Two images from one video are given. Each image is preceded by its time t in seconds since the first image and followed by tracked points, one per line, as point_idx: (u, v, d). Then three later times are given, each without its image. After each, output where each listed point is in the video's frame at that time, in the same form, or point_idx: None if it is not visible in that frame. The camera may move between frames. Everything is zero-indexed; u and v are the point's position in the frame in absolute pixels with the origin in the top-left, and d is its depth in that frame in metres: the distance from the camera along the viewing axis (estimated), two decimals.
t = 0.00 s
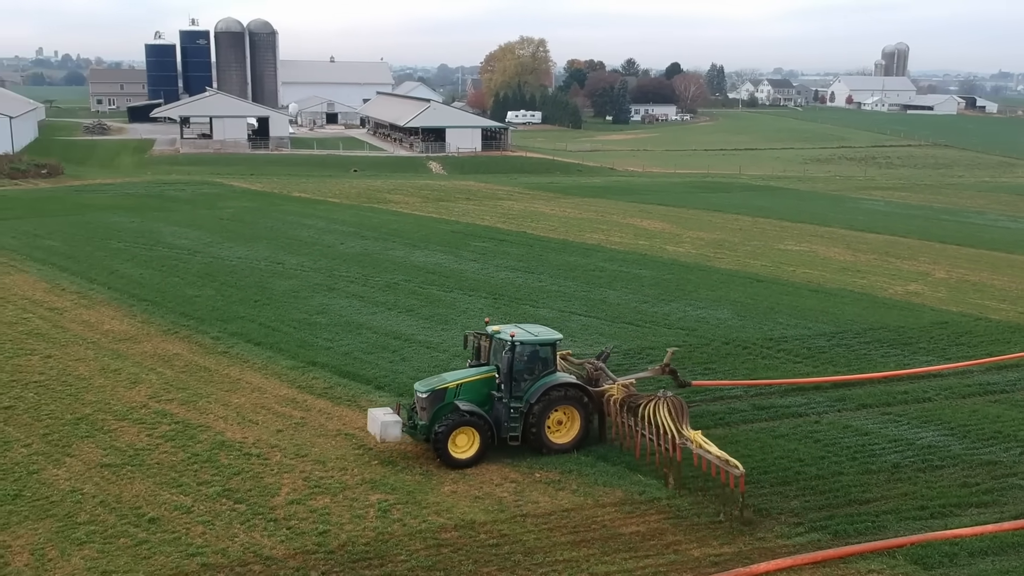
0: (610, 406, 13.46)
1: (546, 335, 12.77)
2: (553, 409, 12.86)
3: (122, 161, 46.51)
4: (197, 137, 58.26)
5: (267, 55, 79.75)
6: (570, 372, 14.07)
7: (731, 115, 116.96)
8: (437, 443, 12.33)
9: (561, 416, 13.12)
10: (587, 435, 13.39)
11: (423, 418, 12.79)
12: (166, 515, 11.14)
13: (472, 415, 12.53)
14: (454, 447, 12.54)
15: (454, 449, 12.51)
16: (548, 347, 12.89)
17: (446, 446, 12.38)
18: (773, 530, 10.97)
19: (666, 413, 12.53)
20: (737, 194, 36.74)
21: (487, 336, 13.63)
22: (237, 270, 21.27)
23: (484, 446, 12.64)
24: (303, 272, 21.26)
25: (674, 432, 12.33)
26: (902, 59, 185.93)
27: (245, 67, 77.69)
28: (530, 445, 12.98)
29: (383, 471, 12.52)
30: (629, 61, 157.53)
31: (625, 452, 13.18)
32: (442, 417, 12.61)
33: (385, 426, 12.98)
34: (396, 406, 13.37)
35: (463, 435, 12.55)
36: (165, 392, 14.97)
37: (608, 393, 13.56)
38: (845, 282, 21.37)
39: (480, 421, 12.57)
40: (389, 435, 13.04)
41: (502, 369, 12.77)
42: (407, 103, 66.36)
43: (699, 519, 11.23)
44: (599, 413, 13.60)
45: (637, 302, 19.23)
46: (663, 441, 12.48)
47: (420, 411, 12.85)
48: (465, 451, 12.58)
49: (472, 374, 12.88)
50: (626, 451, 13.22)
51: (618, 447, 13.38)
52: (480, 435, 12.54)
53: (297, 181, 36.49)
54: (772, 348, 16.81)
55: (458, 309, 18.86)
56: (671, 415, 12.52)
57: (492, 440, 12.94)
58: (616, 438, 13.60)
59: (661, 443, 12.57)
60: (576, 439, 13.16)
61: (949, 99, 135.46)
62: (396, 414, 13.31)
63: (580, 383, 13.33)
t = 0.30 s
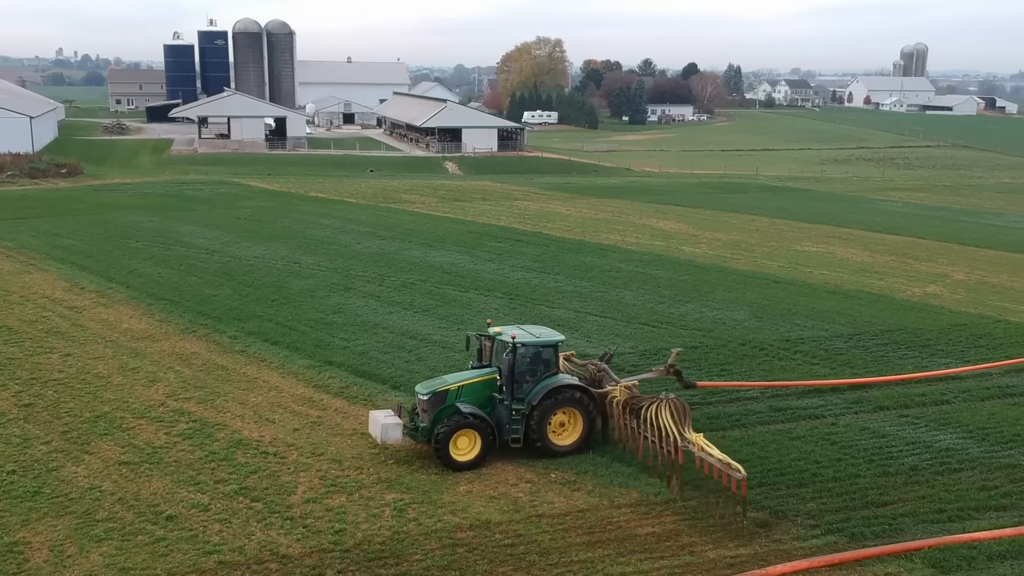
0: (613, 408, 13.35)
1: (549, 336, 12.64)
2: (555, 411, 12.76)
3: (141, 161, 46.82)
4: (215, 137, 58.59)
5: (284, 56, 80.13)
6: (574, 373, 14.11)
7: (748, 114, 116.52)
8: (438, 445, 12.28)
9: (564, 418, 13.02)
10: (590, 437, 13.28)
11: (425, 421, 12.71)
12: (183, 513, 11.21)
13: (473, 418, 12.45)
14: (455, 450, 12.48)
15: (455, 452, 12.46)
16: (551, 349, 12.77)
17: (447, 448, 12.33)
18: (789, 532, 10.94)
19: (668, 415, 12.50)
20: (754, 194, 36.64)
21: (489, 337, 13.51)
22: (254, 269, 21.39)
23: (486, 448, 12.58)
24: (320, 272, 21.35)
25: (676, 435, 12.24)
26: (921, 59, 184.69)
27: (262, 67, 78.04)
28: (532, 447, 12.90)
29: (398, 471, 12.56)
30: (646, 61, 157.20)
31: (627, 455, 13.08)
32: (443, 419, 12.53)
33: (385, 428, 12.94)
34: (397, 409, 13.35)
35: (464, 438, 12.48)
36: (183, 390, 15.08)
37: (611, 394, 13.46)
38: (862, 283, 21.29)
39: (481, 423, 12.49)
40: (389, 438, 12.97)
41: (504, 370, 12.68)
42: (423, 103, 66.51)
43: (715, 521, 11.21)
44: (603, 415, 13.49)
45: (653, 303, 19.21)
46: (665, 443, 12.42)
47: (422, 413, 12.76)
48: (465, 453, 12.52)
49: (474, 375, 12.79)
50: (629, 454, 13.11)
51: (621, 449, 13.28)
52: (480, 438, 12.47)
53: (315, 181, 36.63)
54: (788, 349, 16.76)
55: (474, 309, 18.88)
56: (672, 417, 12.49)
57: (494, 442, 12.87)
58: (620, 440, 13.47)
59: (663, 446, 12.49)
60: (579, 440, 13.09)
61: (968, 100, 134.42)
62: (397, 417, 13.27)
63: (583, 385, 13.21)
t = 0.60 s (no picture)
0: (616, 410, 13.32)
1: (552, 338, 12.68)
2: (558, 413, 12.75)
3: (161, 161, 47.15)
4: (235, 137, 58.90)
5: (303, 57, 80.49)
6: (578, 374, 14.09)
7: (767, 115, 116.00)
8: (440, 447, 12.28)
9: (567, 421, 12.99)
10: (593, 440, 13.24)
11: (427, 423, 12.72)
12: (202, 511, 11.29)
13: (476, 420, 12.44)
14: (458, 452, 12.46)
15: (458, 454, 12.43)
16: (553, 351, 12.81)
17: (449, 450, 12.33)
18: (806, 535, 10.89)
19: (671, 418, 12.49)
20: (771, 195, 36.48)
21: (491, 340, 13.51)
22: (272, 269, 21.50)
23: (489, 450, 12.56)
24: (338, 272, 21.44)
25: (678, 438, 12.23)
26: (941, 60, 183.30)
27: (281, 67, 78.42)
28: (535, 449, 12.86)
29: (414, 470, 12.60)
30: (664, 61, 156.81)
31: (631, 458, 13.03)
32: (446, 421, 12.54)
33: (388, 430, 12.77)
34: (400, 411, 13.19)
35: (467, 440, 12.46)
36: (202, 389, 15.18)
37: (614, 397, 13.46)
38: (881, 285, 21.18)
39: (484, 425, 12.48)
40: (391, 440, 12.82)
41: (507, 372, 12.70)
42: (440, 104, 66.63)
43: (732, 522, 11.19)
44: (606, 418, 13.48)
45: (671, 304, 19.18)
46: (669, 446, 12.39)
47: (424, 415, 12.75)
48: (468, 456, 12.49)
49: (477, 377, 12.79)
50: (632, 456, 13.08)
51: (624, 452, 13.24)
52: (483, 440, 12.43)
53: (333, 181, 36.76)
54: (807, 351, 16.70)
55: (491, 309, 18.90)
56: (675, 420, 12.48)
57: (497, 445, 12.86)
58: (624, 443, 13.43)
59: (666, 449, 12.46)
60: (582, 443, 13.03)
61: (990, 101, 133.18)
62: (399, 419, 13.11)
63: (586, 387, 13.20)
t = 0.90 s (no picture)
0: (622, 413, 13.23)
1: (556, 339, 12.62)
2: (563, 415, 12.67)
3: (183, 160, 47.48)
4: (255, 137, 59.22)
5: (322, 57, 80.85)
6: (585, 376, 14.05)
7: (787, 115, 115.39)
8: (443, 448, 12.29)
9: (572, 423, 12.91)
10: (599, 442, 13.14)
11: (431, 424, 12.76)
12: (221, 509, 11.38)
13: (480, 421, 12.44)
14: (462, 453, 12.45)
15: (461, 455, 12.42)
16: (558, 352, 12.76)
17: (453, 451, 12.31)
18: (826, 537, 10.85)
19: (675, 421, 12.39)
20: (792, 196, 36.31)
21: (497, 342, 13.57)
22: (292, 268, 21.62)
23: (493, 452, 12.53)
24: (357, 271, 21.53)
25: (683, 442, 12.14)
26: (964, 61, 181.54)
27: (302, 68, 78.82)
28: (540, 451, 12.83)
29: (432, 470, 12.64)
30: (684, 61, 156.27)
31: (637, 461, 12.93)
32: (450, 422, 12.55)
33: (391, 432, 12.83)
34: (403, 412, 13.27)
35: (470, 441, 12.45)
36: (223, 387, 15.29)
37: (620, 399, 13.38)
38: (902, 287, 21.04)
39: (487, 426, 12.47)
40: (395, 442, 12.88)
41: (511, 374, 12.67)
42: (459, 104, 66.73)
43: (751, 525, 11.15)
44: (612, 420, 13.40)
45: (690, 305, 19.13)
46: (673, 449, 12.29)
47: (429, 416, 12.83)
48: (472, 457, 12.48)
49: (481, 379, 12.86)
50: (637, 458, 13.00)
51: (630, 455, 13.13)
52: (487, 442, 12.43)
53: (353, 181, 36.91)
54: (827, 353, 16.62)
55: (509, 309, 18.91)
56: (680, 424, 12.37)
57: (502, 447, 12.83)
58: (629, 445, 13.36)
59: (670, 453, 12.33)
60: (587, 445, 12.93)
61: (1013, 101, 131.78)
62: (403, 421, 13.16)
63: (592, 388, 13.12)
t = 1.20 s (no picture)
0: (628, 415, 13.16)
1: (563, 340, 12.58)
2: (569, 417, 12.61)
3: (205, 160, 47.80)
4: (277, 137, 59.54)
5: (343, 57, 81.19)
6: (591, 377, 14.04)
7: (808, 115, 114.68)
8: (447, 449, 12.26)
9: (578, 425, 12.84)
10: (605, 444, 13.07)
11: (435, 425, 12.68)
12: (242, 506, 11.47)
13: (485, 422, 12.39)
14: (466, 454, 12.43)
15: (466, 456, 12.41)
16: (564, 353, 12.70)
17: (457, 452, 12.29)
18: (847, 540, 10.79)
19: (680, 424, 12.29)
20: (813, 197, 36.13)
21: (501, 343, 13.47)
22: (313, 267, 21.74)
23: (497, 454, 12.50)
24: (377, 271, 21.61)
25: (688, 445, 12.04)
26: (988, 61, 179.76)
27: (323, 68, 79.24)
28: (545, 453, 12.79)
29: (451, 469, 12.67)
30: (705, 61, 155.71)
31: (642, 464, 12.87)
32: (455, 423, 12.50)
33: (395, 432, 13.03)
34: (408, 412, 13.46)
35: (475, 442, 12.43)
36: (244, 385, 15.40)
37: (626, 401, 13.31)
38: (924, 289, 20.89)
39: (492, 428, 12.42)
40: (399, 442, 13.11)
41: (516, 375, 12.60)
42: (479, 104, 66.83)
43: (770, 527, 11.12)
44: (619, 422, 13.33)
45: (710, 305, 19.07)
46: (677, 452, 12.21)
47: (433, 417, 12.74)
48: (477, 458, 12.47)
49: (485, 380, 12.77)
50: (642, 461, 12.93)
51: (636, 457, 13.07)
52: (492, 442, 12.41)
53: (374, 181, 37.05)
54: (848, 355, 16.53)
55: (529, 310, 18.92)
56: (684, 427, 12.29)
57: (507, 448, 12.80)
58: (636, 447, 13.29)
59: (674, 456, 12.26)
60: (593, 447, 12.87)
61: None
62: (408, 420, 13.37)
63: (598, 390, 13.05)
